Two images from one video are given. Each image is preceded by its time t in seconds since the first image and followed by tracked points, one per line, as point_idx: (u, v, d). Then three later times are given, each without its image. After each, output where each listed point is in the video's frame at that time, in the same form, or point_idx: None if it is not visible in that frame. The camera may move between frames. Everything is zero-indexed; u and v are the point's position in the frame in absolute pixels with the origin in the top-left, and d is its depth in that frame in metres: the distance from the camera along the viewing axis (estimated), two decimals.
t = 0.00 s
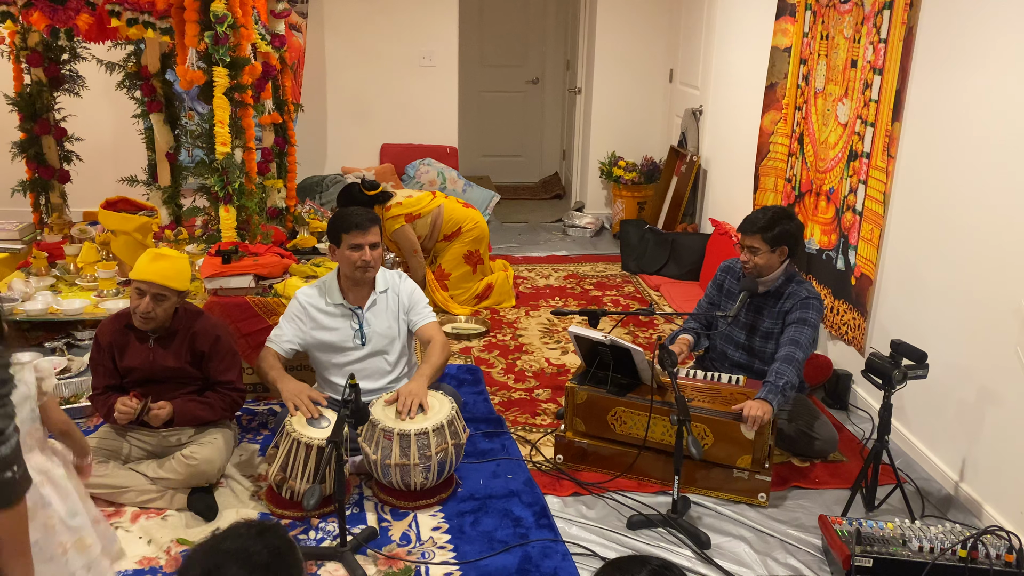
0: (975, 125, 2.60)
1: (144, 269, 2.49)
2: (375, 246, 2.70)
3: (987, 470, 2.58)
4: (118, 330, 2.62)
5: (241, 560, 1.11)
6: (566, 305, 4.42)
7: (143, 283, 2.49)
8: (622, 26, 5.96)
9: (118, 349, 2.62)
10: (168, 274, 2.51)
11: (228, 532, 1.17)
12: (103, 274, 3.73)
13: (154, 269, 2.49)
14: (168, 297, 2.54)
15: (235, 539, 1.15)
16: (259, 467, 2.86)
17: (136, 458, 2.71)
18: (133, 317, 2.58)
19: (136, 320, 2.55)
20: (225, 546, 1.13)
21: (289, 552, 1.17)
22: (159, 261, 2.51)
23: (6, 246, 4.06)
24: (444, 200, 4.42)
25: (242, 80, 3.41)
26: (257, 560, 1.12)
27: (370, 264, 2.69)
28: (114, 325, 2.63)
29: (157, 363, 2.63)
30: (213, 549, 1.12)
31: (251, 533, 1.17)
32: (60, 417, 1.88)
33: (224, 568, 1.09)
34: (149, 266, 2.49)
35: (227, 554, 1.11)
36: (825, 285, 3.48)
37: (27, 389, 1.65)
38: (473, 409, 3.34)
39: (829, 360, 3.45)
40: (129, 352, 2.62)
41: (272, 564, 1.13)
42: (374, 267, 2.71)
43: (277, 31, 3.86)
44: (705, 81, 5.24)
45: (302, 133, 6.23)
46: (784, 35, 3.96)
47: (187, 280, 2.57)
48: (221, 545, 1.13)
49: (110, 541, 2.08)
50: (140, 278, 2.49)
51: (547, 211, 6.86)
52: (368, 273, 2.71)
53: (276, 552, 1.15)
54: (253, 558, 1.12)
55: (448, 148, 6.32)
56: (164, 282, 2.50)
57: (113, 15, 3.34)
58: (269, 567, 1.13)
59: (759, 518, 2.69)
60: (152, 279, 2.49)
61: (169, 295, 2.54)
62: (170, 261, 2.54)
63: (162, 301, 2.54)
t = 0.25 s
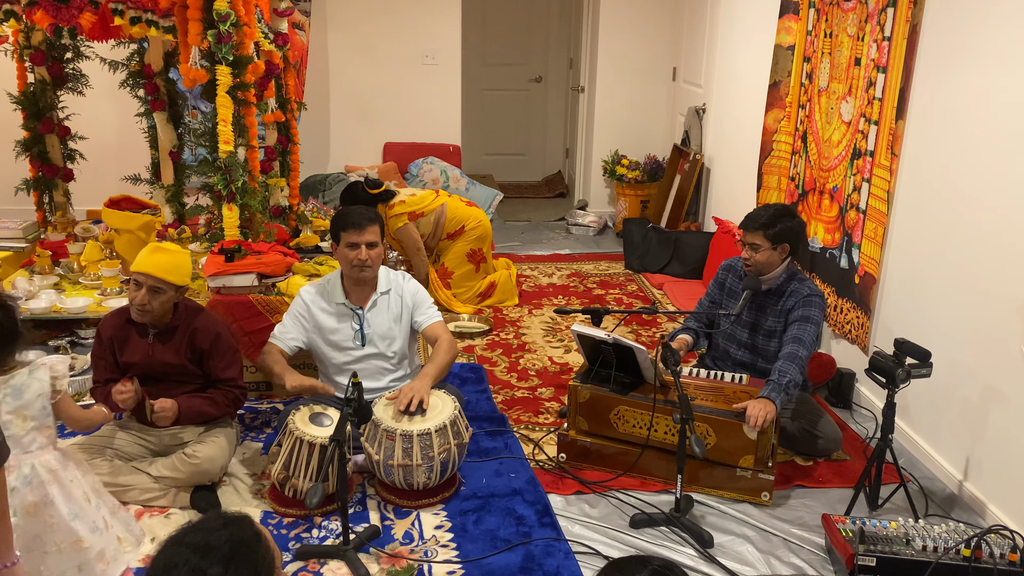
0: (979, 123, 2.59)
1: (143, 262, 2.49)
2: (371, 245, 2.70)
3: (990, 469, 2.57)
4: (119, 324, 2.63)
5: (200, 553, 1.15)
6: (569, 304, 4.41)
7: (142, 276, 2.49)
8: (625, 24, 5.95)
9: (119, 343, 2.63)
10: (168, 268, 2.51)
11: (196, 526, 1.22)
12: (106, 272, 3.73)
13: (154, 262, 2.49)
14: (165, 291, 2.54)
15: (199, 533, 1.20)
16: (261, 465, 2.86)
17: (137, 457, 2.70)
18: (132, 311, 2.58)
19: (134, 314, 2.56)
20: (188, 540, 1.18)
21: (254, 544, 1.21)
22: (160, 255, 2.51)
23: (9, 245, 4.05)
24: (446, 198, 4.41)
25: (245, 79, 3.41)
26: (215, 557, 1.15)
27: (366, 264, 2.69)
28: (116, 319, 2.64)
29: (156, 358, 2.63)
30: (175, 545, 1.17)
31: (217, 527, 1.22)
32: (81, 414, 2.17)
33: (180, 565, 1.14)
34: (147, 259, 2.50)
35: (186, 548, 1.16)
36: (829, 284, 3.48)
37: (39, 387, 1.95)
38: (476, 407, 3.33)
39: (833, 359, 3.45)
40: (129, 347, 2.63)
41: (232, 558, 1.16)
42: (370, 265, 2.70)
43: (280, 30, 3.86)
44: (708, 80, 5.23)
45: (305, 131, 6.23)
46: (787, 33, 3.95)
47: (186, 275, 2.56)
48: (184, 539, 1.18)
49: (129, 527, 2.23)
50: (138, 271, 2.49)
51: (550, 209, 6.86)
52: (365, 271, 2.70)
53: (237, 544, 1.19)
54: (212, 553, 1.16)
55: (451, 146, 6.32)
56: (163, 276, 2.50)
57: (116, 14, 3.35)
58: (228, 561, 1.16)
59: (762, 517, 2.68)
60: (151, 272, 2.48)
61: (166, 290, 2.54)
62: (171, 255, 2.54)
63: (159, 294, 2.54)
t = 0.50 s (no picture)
0: (985, 123, 2.59)
1: (145, 266, 2.48)
2: (376, 243, 2.70)
3: (997, 470, 2.56)
4: (123, 327, 2.63)
5: (201, 544, 1.15)
6: (574, 303, 4.41)
7: (144, 279, 2.49)
8: (631, 22, 5.94)
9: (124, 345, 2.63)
10: (169, 271, 2.50)
11: (196, 519, 1.22)
12: (112, 270, 3.67)
13: (155, 265, 2.48)
14: (169, 293, 2.54)
15: (200, 524, 1.20)
16: (267, 463, 2.87)
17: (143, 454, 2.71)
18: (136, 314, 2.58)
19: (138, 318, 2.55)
20: (187, 532, 1.18)
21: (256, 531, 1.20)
22: (160, 258, 2.49)
23: (15, 243, 3.98)
24: (452, 197, 4.42)
25: (251, 77, 3.42)
26: (214, 547, 1.15)
27: (373, 262, 2.69)
28: (119, 321, 2.64)
29: (162, 359, 2.64)
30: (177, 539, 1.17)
31: (217, 518, 1.21)
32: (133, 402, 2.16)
33: (181, 558, 1.14)
34: (149, 263, 2.48)
35: (186, 540, 1.16)
36: (835, 283, 3.47)
37: (95, 362, 2.06)
38: (481, 406, 3.34)
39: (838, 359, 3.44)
40: (134, 349, 2.63)
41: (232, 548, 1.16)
42: (376, 263, 2.70)
43: (286, 29, 3.87)
44: (714, 78, 5.22)
45: (311, 130, 6.24)
46: (794, 32, 3.94)
47: (188, 276, 2.55)
48: (184, 532, 1.18)
49: (172, 505, 2.25)
50: (141, 275, 2.49)
51: (556, 208, 6.85)
52: (371, 270, 2.70)
53: (238, 533, 1.19)
54: (212, 543, 1.16)
55: (457, 145, 6.32)
56: (165, 279, 2.49)
57: (122, 12, 3.36)
58: (229, 552, 1.16)
59: (767, 517, 2.68)
60: (153, 276, 2.48)
61: (171, 292, 2.54)
62: (172, 257, 2.52)
63: (164, 297, 2.54)
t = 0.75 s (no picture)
0: (996, 122, 2.57)
1: (152, 259, 2.50)
2: (386, 242, 2.70)
3: (1006, 471, 2.55)
4: (131, 321, 2.65)
5: (236, 542, 1.12)
6: (582, 301, 4.41)
7: (150, 272, 2.51)
8: (639, 21, 5.93)
9: (131, 340, 2.64)
10: (176, 263, 2.52)
11: (228, 516, 1.19)
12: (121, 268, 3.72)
13: (162, 258, 2.50)
14: (178, 285, 2.55)
15: (232, 523, 1.17)
16: (275, 460, 2.87)
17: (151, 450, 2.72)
18: (144, 308, 2.60)
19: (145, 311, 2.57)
20: (219, 528, 1.15)
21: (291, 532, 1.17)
22: (168, 251, 2.52)
23: (27, 239, 4.08)
24: (460, 195, 4.42)
25: (260, 75, 3.43)
26: (249, 546, 1.12)
27: (382, 260, 2.69)
28: (128, 316, 2.66)
29: (169, 353, 2.65)
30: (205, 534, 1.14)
31: (251, 517, 1.18)
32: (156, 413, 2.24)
33: (215, 555, 1.11)
34: (156, 255, 2.51)
35: (221, 537, 1.13)
36: (843, 283, 3.46)
37: (127, 370, 2.11)
38: (488, 404, 3.34)
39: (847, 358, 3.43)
40: (141, 343, 2.64)
41: (266, 548, 1.13)
42: (386, 262, 2.71)
43: (295, 27, 3.88)
44: (723, 77, 5.21)
45: (319, 129, 6.25)
46: (803, 31, 3.93)
47: (194, 269, 2.56)
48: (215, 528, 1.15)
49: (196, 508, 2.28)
50: (148, 268, 2.50)
51: (564, 207, 6.85)
52: (380, 269, 2.70)
53: (273, 533, 1.15)
54: (246, 541, 1.13)
55: (465, 144, 6.32)
56: (172, 271, 2.51)
57: (132, 10, 3.37)
58: (264, 550, 1.13)
59: (775, 517, 2.67)
60: (160, 268, 2.49)
61: (177, 286, 2.55)
62: (179, 250, 2.55)
63: (172, 290, 2.55)
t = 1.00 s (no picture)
0: (1013, 121, 2.56)
1: (165, 259, 2.51)
2: (398, 238, 2.71)
3: (1020, 472, 2.54)
4: (147, 319, 2.67)
5: (302, 546, 1.11)
6: (593, 300, 4.41)
7: (165, 272, 2.51)
8: (652, 21, 5.93)
9: (147, 337, 2.67)
10: (189, 263, 2.52)
11: (292, 519, 1.18)
12: (136, 264, 3.76)
13: (175, 258, 2.51)
14: (190, 285, 2.56)
15: (299, 526, 1.15)
16: (287, 456, 2.89)
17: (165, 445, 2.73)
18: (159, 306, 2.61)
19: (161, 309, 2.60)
20: (286, 532, 1.13)
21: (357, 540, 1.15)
22: (180, 250, 2.52)
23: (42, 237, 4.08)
24: (473, 194, 4.42)
25: (274, 73, 3.45)
26: (316, 552, 1.10)
27: (393, 256, 2.70)
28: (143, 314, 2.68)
29: (185, 351, 2.67)
30: (270, 536, 1.13)
31: (317, 521, 1.16)
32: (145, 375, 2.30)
33: (281, 557, 1.09)
34: (169, 255, 2.51)
35: (287, 541, 1.12)
36: (857, 283, 3.45)
37: (122, 336, 2.16)
38: (500, 402, 3.35)
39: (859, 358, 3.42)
40: (157, 341, 2.67)
41: (332, 555, 1.11)
42: (397, 259, 2.72)
43: (309, 25, 3.89)
44: (736, 77, 5.20)
45: (331, 127, 6.27)
46: (817, 30, 3.92)
47: (209, 268, 2.58)
48: (281, 531, 1.14)
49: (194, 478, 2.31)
50: (162, 269, 2.51)
51: (575, 206, 6.85)
52: (392, 265, 2.72)
53: (339, 541, 1.13)
54: (313, 547, 1.11)
55: (477, 142, 6.33)
56: (185, 271, 2.52)
57: (149, 8, 3.39)
58: (329, 556, 1.11)
59: (787, 516, 2.67)
60: (173, 269, 2.50)
61: (192, 284, 2.56)
62: (191, 249, 2.55)
63: (185, 289, 2.56)
